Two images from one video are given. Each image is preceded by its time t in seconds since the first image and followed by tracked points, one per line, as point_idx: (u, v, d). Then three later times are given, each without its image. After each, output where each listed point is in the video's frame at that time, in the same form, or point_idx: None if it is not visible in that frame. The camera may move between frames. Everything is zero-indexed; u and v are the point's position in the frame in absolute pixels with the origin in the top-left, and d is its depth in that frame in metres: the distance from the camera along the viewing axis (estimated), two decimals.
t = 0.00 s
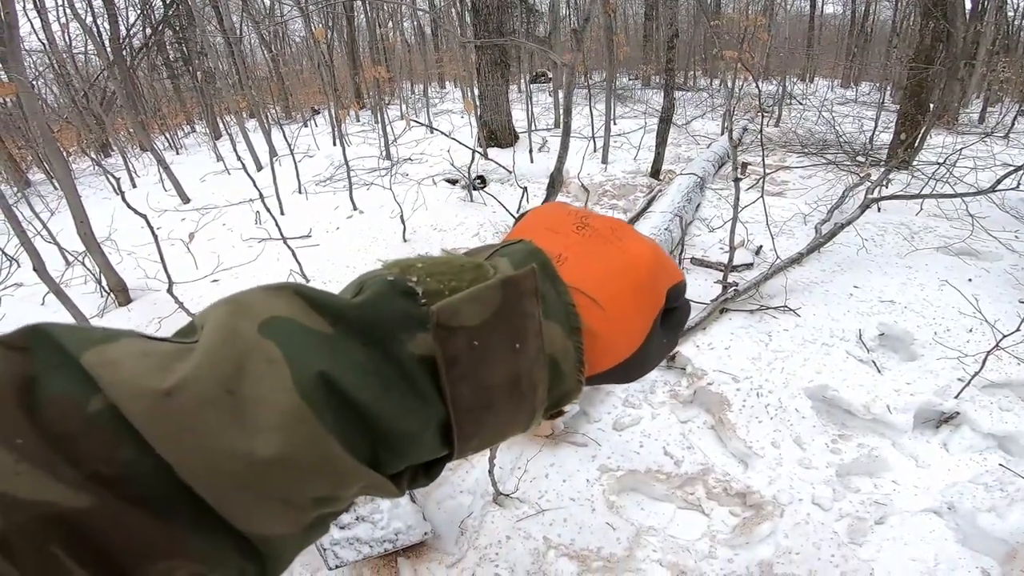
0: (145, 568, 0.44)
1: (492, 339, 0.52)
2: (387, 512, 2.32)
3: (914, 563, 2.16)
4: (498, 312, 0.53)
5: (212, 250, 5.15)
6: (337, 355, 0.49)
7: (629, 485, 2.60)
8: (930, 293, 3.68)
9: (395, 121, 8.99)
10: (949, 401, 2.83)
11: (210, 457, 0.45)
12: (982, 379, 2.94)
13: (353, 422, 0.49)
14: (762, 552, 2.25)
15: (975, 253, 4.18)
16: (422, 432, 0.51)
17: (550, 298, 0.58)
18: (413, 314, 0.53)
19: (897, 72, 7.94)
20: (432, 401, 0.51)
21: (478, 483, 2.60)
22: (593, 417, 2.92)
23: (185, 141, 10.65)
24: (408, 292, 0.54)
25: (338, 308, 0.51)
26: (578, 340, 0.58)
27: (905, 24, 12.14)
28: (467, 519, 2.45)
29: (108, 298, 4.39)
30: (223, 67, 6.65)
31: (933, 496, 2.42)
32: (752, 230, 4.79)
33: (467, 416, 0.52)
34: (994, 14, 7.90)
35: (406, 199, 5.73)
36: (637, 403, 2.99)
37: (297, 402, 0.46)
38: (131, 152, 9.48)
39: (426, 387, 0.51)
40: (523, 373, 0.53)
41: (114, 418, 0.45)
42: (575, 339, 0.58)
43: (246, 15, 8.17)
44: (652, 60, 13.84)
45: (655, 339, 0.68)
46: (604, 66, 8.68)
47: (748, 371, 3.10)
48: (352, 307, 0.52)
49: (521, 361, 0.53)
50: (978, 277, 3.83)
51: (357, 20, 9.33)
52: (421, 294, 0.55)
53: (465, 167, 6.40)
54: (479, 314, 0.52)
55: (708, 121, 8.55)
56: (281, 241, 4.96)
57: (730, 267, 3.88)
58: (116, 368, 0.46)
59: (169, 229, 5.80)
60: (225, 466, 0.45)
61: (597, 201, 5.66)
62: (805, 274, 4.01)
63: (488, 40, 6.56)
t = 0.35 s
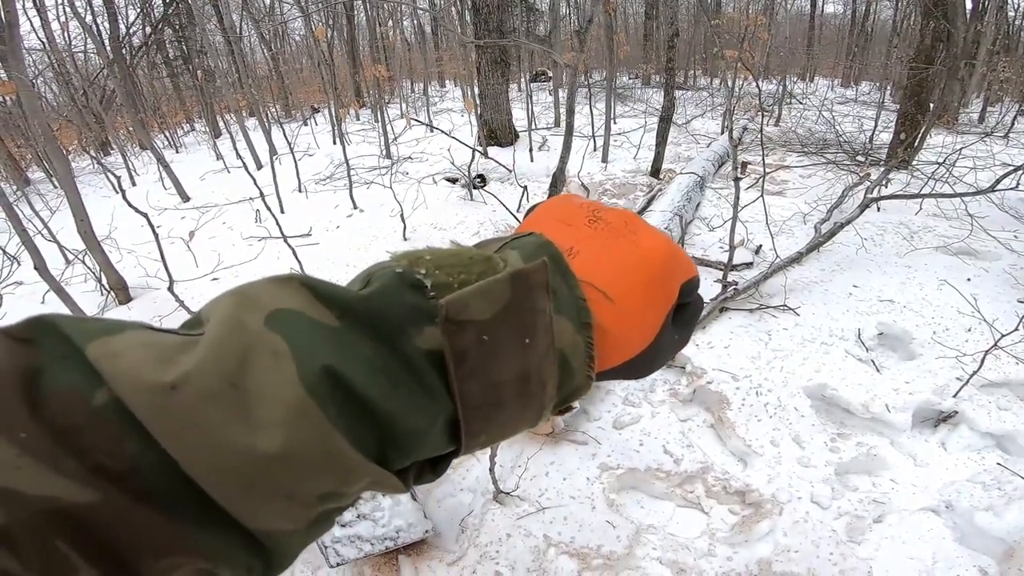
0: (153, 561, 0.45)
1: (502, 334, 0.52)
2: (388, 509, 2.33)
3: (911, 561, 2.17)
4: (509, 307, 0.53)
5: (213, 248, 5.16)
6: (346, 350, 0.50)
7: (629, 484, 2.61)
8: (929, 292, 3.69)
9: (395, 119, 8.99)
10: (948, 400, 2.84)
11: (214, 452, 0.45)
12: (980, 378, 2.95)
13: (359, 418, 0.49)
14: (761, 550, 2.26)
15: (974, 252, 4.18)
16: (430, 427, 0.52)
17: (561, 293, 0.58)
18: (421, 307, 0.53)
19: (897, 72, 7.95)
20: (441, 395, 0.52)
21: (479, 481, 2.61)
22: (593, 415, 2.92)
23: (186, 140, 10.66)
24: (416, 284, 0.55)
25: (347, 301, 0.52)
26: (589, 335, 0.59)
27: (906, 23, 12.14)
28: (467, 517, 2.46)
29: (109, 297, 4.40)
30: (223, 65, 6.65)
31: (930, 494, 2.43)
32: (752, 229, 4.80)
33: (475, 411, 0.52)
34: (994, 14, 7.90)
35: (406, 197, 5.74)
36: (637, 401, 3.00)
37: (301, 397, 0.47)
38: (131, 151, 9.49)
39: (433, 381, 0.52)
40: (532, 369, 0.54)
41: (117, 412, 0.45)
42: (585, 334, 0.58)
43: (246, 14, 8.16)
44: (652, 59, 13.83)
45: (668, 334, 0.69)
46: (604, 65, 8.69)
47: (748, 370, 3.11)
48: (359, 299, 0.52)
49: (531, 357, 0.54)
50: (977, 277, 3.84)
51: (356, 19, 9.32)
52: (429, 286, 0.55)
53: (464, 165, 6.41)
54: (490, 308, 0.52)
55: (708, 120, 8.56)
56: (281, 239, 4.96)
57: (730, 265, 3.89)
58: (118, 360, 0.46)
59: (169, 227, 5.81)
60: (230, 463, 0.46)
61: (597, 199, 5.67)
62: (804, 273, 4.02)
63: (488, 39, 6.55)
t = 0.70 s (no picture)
0: (101, 557, 0.46)
1: (473, 320, 0.50)
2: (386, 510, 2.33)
3: (910, 560, 2.17)
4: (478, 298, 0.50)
5: (211, 248, 5.14)
6: (302, 337, 0.48)
7: (627, 483, 2.61)
8: (927, 290, 3.69)
9: (394, 119, 8.98)
10: (946, 399, 2.84)
11: (151, 444, 0.45)
12: (978, 377, 2.96)
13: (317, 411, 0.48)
14: (760, 549, 2.26)
15: (972, 250, 4.19)
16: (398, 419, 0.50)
17: (560, 269, 0.58)
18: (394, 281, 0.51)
19: (895, 70, 7.96)
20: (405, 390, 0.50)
21: (477, 480, 2.60)
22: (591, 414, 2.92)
23: (184, 140, 10.63)
24: (393, 256, 0.52)
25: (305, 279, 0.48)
26: (592, 323, 0.58)
27: (904, 21, 12.15)
28: (466, 517, 2.46)
29: (107, 297, 4.39)
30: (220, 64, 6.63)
31: (929, 493, 2.43)
32: (750, 227, 4.80)
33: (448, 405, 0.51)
34: (992, 13, 7.91)
35: (404, 197, 5.73)
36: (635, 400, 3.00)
37: (237, 386, 0.45)
38: (129, 150, 9.46)
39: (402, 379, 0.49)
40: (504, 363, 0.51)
41: (49, 407, 0.46)
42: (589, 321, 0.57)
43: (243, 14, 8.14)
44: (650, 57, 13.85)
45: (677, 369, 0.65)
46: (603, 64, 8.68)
47: (746, 368, 3.11)
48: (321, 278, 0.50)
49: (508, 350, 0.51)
50: (975, 275, 3.84)
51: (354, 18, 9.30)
52: (406, 255, 0.51)
53: (463, 164, 6.40)
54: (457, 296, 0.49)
55: (707, 119, 8.56)
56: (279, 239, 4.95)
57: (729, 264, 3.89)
58: (48, 349, 0.47)
59: (167, 227, 5.79)
60: (177, 449, 0.45)
61: (595, 198, 5.67)
62: (803, 272, 4.02)
63: (486, 38, 6.54)
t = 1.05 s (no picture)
0: None
1: (326, 419, 0.79)
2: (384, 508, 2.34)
3: (906, 558, 2.18)
4: (348, 396, 0.80)
5: (210, 248, 5.15)
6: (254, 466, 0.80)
7: (625, 481, 2.61)
8: (924, 289, 3.70)
9: (393, 119, 8.98)
10: (942, 398, 2.86)
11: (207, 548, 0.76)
12: (974, 375, 2.97)
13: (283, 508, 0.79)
14: (756, 547, 2.27)
15: (969, 249, 4.20)
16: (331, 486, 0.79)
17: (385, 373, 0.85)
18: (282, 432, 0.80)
19: (893, 70, 7.98)
20: (319, 466, 0.78)
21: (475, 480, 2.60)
22: (588, 413, 2.93)
23: (183, 140, 10.63)
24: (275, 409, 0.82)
25: (250, 399, 0.79)
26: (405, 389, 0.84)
27: (902, 21, 12.17)
28: (464, 516, 2.46)
29: (106, 297, 4.38)
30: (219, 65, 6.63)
31: (925, 492, 2.44)
32: (748, 226, 4.82)
33: (349, 476, 0.78)
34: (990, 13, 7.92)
35: (403, 197, 5.75)
36: (632, 399, 3.01)
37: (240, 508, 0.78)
38: (128, 151, 9.45)
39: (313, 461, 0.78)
40: (376, 437, 0.79)
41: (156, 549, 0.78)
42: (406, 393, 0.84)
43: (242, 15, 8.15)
44: (649, 57, 13.88)
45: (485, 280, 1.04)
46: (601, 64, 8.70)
47: (743, 367, 3.12)
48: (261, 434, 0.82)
49: (375, 427, 0.79)
50: (972, 274, 3.85)
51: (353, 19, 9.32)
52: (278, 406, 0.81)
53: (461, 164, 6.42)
54: (336, 397, 0.79)
55: (705, 119, 8.58)
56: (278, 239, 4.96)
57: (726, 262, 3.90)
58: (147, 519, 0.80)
59: (166, 228, 5.80)
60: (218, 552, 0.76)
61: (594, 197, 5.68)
62: (800, 271, 4.03)
63: (484, 39, 6.55)
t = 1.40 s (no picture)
0: None
1: (248, 503, 0.82)
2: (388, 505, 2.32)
3: (914, 552, 2.17)
4: (275, 483, 0.83)
5: (209, 246, 5.12)
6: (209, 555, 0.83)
7: (630, 476, 2.60)
8: (927, 281, 3.69)
9: (391, 115, 8.95)
10: (948, 390, 2.85)
11: None
12: (980, 368, 2.95)
13: None
14: (763, 542, 2.26)
15: (972, 241, 4.19)
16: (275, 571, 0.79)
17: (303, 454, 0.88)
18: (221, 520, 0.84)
19: (893, 64, 7.95)
20: (256, 554, 0.80)
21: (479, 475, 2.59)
22: (592, 407, 2.92)
23: (180, 139, 10.58)
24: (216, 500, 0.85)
25: (186, 502, 0.83)
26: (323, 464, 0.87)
27: (900, 15, 12.13)
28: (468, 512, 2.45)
29: (105, 296, 4.36)
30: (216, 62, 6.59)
31: (932, 485, 2.43)
32: (749, 220, 4.80)
33: (285, 557, 0.79)
34: (990, 5, 7.89)
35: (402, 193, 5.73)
36: (636, 393, 3.00)
37: None
38: (125, 150, 9.40)
39: (249, 549, 0.80)
40: (295, 513, 0.81)
41: None
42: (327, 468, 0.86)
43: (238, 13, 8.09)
44: (646, 52, 13.86)
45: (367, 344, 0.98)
46: (600, 58, 8.66)
47: (747, 360, 3.11)
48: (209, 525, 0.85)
49: (292, 503, 0.82)
50: (975, 266, 3.84)
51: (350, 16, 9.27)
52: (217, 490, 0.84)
53: (460, 160, 6.39)
54: (265, 486, 0.83)
55: (704, 113, 8.55)
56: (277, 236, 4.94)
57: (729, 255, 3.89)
58: None
59: (165, 226, 5.77)
60: None
61: (594, 192, 5.66)
62: (803, 263, 4.02)
63: (482, 34, 6.52)
